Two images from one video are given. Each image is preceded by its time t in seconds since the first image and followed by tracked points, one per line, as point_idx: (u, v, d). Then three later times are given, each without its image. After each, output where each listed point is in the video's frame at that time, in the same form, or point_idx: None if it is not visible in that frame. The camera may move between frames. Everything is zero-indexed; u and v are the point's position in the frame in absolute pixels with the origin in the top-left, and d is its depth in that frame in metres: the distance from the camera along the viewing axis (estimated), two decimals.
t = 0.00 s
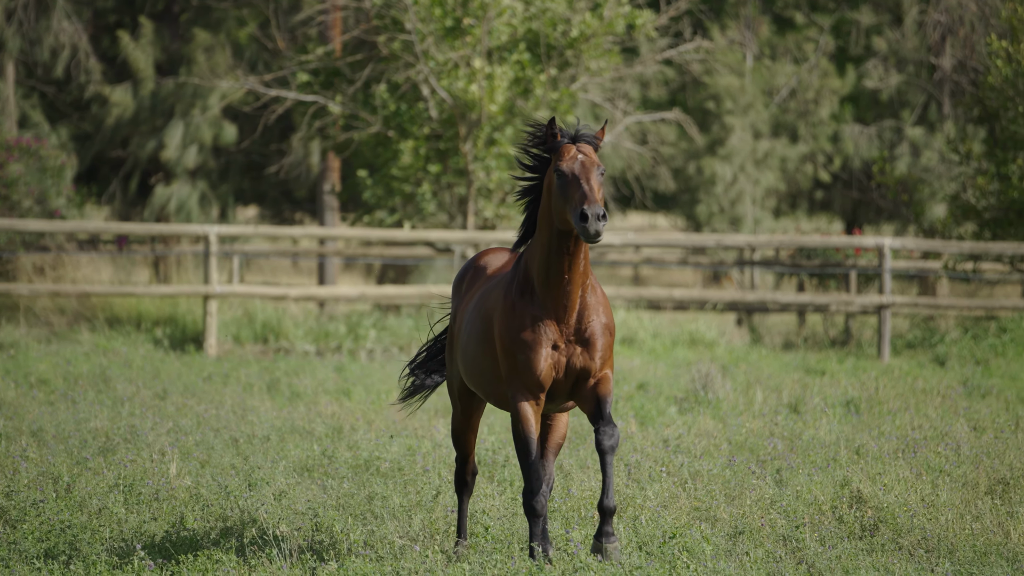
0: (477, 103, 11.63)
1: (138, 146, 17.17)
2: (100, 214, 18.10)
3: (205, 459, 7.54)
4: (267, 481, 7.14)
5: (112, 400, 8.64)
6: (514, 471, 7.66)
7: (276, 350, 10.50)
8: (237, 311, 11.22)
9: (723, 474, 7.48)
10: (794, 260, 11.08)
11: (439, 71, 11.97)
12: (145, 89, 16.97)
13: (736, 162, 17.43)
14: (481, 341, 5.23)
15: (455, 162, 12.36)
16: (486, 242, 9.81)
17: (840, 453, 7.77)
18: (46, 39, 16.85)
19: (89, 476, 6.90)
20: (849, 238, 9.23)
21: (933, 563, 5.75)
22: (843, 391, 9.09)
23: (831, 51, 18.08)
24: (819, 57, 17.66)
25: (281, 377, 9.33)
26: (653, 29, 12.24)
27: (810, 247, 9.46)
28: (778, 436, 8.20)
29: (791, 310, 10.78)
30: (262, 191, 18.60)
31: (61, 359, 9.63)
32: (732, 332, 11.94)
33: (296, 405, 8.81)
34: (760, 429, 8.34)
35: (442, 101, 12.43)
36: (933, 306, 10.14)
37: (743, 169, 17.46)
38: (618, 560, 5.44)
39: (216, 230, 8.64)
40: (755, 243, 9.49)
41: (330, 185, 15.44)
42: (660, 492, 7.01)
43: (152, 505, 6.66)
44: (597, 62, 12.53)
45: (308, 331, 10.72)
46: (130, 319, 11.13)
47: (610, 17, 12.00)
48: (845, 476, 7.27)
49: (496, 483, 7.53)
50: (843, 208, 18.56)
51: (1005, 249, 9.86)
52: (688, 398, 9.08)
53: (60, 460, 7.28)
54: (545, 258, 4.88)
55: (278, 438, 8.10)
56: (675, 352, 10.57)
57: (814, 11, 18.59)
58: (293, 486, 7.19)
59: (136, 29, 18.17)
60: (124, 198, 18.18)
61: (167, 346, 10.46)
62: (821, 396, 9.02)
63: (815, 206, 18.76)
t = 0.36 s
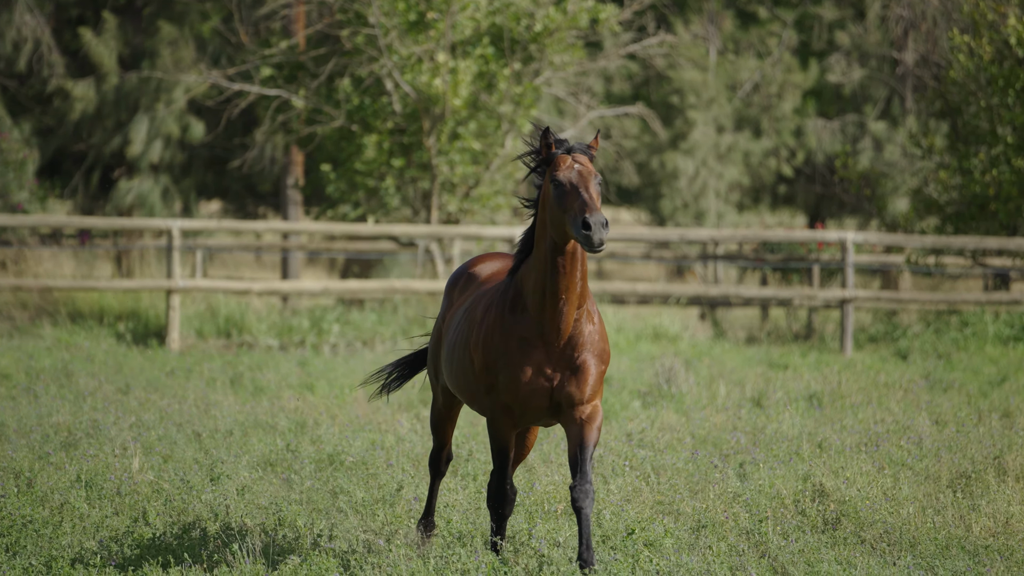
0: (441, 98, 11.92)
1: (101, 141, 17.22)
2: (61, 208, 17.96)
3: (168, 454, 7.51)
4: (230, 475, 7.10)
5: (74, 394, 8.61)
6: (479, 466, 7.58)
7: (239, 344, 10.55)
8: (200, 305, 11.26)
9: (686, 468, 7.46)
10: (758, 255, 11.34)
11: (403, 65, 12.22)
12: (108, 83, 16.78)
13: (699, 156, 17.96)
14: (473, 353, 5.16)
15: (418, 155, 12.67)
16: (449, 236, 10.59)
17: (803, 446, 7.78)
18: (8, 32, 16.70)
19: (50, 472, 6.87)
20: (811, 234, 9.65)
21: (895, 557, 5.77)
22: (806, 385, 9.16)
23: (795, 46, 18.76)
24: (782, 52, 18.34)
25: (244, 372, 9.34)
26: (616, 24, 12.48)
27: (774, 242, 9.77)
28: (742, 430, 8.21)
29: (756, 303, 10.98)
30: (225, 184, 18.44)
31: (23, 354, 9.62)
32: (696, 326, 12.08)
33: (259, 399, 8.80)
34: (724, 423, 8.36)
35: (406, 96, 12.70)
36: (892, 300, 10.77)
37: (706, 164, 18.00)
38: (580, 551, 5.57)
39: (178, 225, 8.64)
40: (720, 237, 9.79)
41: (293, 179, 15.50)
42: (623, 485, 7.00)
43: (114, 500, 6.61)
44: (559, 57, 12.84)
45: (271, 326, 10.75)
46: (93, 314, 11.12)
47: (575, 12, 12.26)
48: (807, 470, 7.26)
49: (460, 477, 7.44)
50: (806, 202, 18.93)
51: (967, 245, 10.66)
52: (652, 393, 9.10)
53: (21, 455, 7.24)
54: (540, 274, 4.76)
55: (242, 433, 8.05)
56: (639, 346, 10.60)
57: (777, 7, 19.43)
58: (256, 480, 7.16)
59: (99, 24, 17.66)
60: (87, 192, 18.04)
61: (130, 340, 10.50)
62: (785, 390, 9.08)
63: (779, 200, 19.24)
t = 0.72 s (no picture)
0: (397, 92, 12.06)
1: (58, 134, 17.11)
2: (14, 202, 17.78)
3: (122, 449, 7.46)
4: (186, 470, 7.06)
5: (27, 389, 8.58)
6: (437, 459, 7.54)
7: (194, 339, 10.66)
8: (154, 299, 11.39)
9: (642, 461, 7.44)
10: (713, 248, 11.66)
11: (359, 59, 12.40)
12: (64, 78, 16.71)
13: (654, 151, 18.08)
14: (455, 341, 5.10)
15: (374, 149, 13.01)
16: (406, 231, 10.59)
17: (759, 440, 7.77)
18: None
19: (3, 467, 6.79)
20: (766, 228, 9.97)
21: (849, 550, 5.78)
22: (762, 379, 9.23)
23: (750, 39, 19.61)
24: (737, 48, 18.96)
25: (200, 366, 9.35)
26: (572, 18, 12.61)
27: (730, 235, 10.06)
28: (699, 424, 8.19)
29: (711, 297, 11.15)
30: (181, 179, 18.34)
31: None
32: (651, 321, 12.24)
33: (216, 394, 8.77)
34: (680, 417, 8.35)
35: (362, 89, 12.99)
36: (851, 294, 10.69)
37: (661, 158, 18.10)
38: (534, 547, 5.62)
39: (133, 218, 8.83)
40: (677, 232, 10.07)
41: (249, 173, 15.11)
42: (579, 480, 7.00)
43: (69, 495, 6.54)
44: (517, 51, 12.88)
45: (226, 320, 10.91)
46: (47, 308, 11.26)
47: (530, 6, 12.40)
48: (762, 464, 7.24)
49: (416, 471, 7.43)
50: (762, 195, 19.66)
51: (923, 238, 10.98)
52: (609, 387, 9.17)
53: None
54: (528, 271, 4.63)
55: (198, 429, 8.00)
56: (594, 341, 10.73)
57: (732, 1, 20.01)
58: (211, 474, 7.12)
59: (52, 17, 17.30)
60: (41, 186, 17.89)
61: (84, 335, 10.52)
62: (741, 383, 9.13)
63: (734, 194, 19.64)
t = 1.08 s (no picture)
0: (349, 87, 12.47)
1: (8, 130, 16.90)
2: None
3: (73, 446, 7.39)
4: (137, 466, 6.96)
5: None
6: (388, 456, 7.39)
7: (145, 335, 10.84)
8: (104, 295, 11.51)
9: (594, 457, 7.37)
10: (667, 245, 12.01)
11: (311, 55, 12.73)
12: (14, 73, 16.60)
13: (606, 147, 18.11)
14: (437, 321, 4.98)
15: (326, 144, 13.18)
16: (357, 226, 10.78)
17: (710, 436, 7.72)
18: None
19: None
20: (721, 225, 10.34)
21: (799, 545, 5.69)
22: (714, 374, 9.36)
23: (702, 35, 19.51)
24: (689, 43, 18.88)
25: (151, 362, 9.41)
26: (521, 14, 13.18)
27: (683, 232, 10.42)
28: (651, 419, 8.17)
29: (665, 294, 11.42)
30: (131, 175, 18.14)
31: None
32: (603, 316, 12.56)
33: (167, 391, 8.76)
34: (633, 413, 8.33)
35: (314, 85, 13.23)
36: (800, 290, 11.10)
37: (613, 154, 18.18)
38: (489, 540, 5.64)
39: (85, 213, 9.23)
40: (628, 228, 10.43)
41: (200, 168, 15.57)
42: (531, 475, 6.93)
43: (18, 491, 6.45)
44: (468, 46, 13.31)
45: (178, 316, 11.15)
46: None
47: (483, 2, 12.90)
48: (714, 459, 7.13)
49: (368, 468, 7.24)
50: (713, 192, 19.65)
51: (874, 234, 11.23)
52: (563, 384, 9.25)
53: None
54: (516, 250, 4.56)
55: (148, 426, 7.92)
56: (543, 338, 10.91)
57: None
58: (161, 472, 7.01)
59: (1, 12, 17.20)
60: None
61: (34, 331, 10.66)
62: (693, 378, 9.23)
63: (686, 189, 19.77)
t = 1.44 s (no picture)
0: (298, 85, 12.59)
1: None
2: None
3: (19, 446, 7.31)
4: (85, 464, 6.82)
5: None
6: (336, 454, 7.23)
7: (92, 333, 10.99)
8: (51, 294, 11.67)
9: (544, 457, 7.21)
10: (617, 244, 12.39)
11: (260, 53, 12.90)
12: None
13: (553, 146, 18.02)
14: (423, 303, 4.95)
15: (274, 142, 13.34)
16: (306, 225, 11.13)
17: (659, 434, 7.55)
18: None
19: None
20: (669, 223, 10.72)
21: (747, 544, 5.54)
22: (660, 372, 9.45)
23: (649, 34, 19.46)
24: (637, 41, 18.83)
25: (98, 361, 9.45)
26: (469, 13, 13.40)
27: (632, 230, 10.77)
28: (600, 418, 8.17)
29: (613, 292, 11.64)
30: (78, 173, 17.97)
31: None
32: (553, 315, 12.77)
33: (114, 390, 8.74)
34: (581, 411, 8.33)
35: (262, 83, 13.35)
36: (749, 288, 11.24)
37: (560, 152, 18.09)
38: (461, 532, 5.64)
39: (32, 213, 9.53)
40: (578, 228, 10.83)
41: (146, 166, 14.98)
42: (481, 472, 6.67)
43: None
44: (416, 44, 13.55)
45: (124, 315, 11.32)
46: None
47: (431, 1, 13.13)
48: (663, 458, 6.91)
49: (317, 467, 7.00)
50: (662, 190, 19.71)
51: (821, 232, 11.51)
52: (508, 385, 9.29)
53: None
54: (501, 227, 4.59)
55: (94, 425, 7.83)
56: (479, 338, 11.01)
57: None
58: (109, 471, 6.85)
59: None
60: None
61: None
62: (642, 377, 9.25)
63: (634, 188, 19.78)
